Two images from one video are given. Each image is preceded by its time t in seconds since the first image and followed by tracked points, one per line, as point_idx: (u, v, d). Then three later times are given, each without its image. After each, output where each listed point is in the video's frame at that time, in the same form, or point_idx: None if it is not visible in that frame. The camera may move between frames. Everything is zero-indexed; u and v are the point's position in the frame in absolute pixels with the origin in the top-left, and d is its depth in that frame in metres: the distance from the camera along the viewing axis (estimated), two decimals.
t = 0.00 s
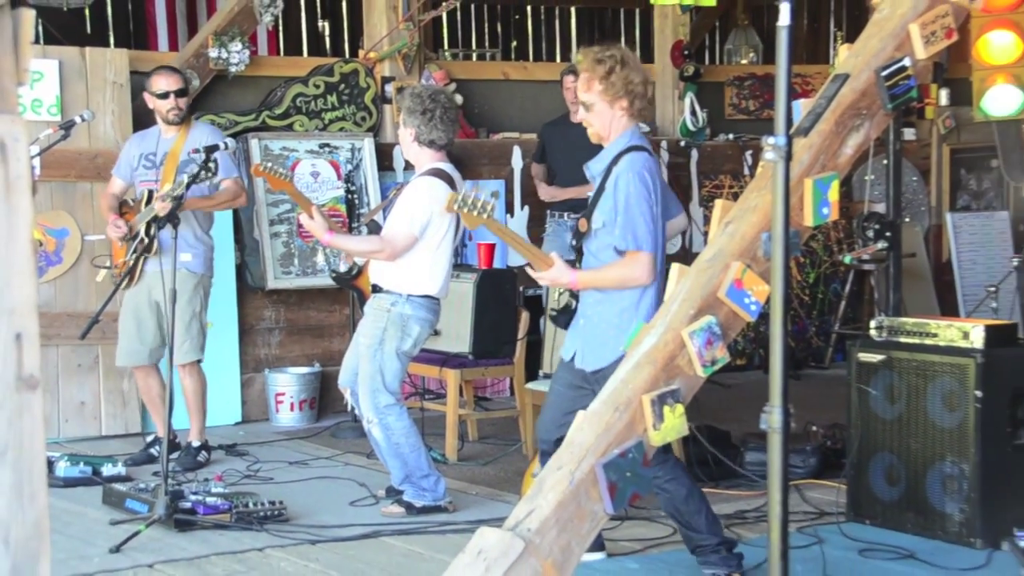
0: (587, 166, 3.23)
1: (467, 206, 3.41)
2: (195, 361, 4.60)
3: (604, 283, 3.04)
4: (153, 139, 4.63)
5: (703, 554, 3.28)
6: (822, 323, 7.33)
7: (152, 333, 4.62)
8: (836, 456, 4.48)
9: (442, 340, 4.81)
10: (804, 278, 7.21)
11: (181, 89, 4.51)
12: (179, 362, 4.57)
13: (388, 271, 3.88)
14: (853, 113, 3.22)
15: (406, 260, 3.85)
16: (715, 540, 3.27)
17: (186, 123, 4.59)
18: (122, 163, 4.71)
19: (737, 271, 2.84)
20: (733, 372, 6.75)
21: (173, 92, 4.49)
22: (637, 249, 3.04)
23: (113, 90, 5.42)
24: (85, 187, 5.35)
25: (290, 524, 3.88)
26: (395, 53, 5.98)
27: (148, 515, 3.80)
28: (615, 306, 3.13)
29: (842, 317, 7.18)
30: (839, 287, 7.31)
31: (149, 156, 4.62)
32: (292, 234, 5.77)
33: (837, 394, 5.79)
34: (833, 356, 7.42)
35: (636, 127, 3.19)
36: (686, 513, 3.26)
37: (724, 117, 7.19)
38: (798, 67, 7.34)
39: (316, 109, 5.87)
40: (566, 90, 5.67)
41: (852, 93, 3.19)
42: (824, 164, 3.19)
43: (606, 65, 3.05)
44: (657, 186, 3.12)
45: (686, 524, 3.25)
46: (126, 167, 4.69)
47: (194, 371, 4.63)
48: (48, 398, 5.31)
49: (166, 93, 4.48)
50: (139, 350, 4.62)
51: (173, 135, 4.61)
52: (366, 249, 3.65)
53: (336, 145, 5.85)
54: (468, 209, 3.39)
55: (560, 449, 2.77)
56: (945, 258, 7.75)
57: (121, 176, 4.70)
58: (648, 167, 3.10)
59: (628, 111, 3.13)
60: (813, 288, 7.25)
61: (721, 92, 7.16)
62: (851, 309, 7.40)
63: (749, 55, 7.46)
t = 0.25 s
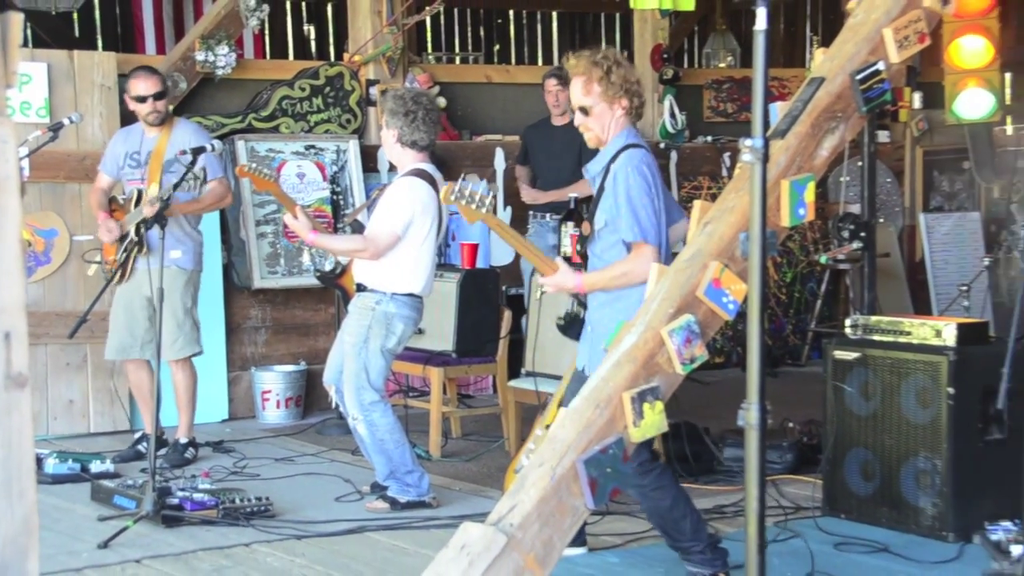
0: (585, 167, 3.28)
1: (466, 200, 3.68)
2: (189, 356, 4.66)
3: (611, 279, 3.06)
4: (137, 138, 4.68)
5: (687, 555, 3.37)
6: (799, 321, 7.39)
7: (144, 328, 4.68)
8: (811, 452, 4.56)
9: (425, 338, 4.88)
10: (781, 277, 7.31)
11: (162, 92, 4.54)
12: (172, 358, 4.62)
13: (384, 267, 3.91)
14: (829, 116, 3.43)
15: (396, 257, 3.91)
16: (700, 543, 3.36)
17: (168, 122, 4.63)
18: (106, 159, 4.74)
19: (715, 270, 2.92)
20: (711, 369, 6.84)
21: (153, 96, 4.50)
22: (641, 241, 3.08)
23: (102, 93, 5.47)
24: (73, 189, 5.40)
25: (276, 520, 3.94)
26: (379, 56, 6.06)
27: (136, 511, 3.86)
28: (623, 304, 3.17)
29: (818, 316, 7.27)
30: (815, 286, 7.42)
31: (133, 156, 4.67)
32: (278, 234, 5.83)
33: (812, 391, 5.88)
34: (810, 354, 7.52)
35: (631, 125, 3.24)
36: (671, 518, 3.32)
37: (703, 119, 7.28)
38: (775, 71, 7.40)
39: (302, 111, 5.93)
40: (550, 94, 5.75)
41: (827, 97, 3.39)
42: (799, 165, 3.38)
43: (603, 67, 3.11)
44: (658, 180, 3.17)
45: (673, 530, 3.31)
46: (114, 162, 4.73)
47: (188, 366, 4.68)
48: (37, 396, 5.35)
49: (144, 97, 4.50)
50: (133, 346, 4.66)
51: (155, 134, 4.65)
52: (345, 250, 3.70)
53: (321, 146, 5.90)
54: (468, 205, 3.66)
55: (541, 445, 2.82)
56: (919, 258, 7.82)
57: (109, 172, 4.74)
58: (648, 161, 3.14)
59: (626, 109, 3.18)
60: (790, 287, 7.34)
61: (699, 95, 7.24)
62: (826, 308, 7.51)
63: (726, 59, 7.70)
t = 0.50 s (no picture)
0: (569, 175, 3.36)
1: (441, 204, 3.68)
2: (172, 356, 4.72)
3: (588, 286, 3.14)
4: (128, 142, 4.76)
5: (665, 549, 3.45)
6: (775, 320, 7.50)
7: (130, 328, 4.74)
8: (786, 448, 4.66)
9: (410, 337, 4.96)
10: (758, 276, 7.41)
11: (146, 101, 4.56)
12: (156, 357, 4.69)
13: (370, 272, 4.00)
14: (805, 119, 3.54)
15: (380, 260, 3.99)
16: (677, 538, 3.43)
17: (157, 129, 4.68)
18: (98, 164, 4.81)
19: (694, 270, 3.02)
20: (689, 366, 6.93)
21: (136, 105, 4.53)
22: (621, 249, 3.17)
23: (92, 95, 5.54)
24: (64, 189, 5.46)
25: (263, 514, 4.02)
26: (365, 60, 6.11)
27: (125, 506, 3.94)
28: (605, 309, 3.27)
29: (794, 315, 7.37)
30: (791, 286, 7.55)
31: (123, 159, 4.75)
32: (265, 234, 5.90)
33: (788, 388, 5.98)
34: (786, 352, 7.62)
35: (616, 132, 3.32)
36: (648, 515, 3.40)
37: (682, 123, 7.44)
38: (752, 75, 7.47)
39: (289, 114, 6.00)
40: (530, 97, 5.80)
41: (803, 101, 3.51)
42: (775, 167, 3.47)
43: (591, 78, 3.18)
44: (639, 189, 3.26)
45: (648, 527, 3.40)
46: (104, 167, 4.79)
47: (171, 366, 4.75)
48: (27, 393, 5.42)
49: (129, 105, 4.54)
50: (117, 345, 4.73)
51: (145, 139, 4.70)
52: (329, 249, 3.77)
53: (307, 148, 5.98)
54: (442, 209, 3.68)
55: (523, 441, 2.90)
56: (892, 258, 7.88)
57: (99, 176, 4.80)
58: (628, 171, 3.24)
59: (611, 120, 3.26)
60: (767, 286, 7.44)
61: (678, 98, 7.42)
62: (802, 307, 7.62)
63: (705, 64, 7.94)
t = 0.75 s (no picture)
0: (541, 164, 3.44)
1: (415, 177, 3.67)
2: (177, 353, 4.86)
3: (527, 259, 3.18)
4: (130, 144, 4.90)
5: (646, 531, 3.59)
6: (755, 318, 7.66)
7: (134, 326, 4.87)
8: (766, 442, 4.83)
9: (403, 335, 5.11)
10: (738, 277, 7.57)
11: (144, 104, 4.71)
12: (161, 354, 4.83)
13: (363, 276, 4.14)
14: (783, 125, 3.71)
15: (372, 265, 4.14)
16: (658, 519, 3.59)
17: (156, 130, 4.82)
18: (103, 167, 4.95)
19: (677, 271, 3.16)
20: (672, 364, 7.08)
21: (135, 109, 4.69)
22: (571, 233, 3.20)
23: (96, 102, 5.68)
24: (68, 193, 5.61)
25: (263, 507, 4.16)
26: (360, 68, 6.27)
27: (129, 499, 4.09)
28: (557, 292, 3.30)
29: (774, 314, 7.53)
30: (770, 285, 7.62)
31: (126, 160, 4.89)
32: (263, 236, 6.04)
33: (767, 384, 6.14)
34: (766, 350, 7.78)
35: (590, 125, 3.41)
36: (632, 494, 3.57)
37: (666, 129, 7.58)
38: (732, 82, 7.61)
39: (286, 120, 6.15)
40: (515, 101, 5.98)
41: (782, 108, 3.68)
42: (755, 171, 3.65)
43: (568, 69, 3.27)
44: (601, 181, 3.31)
45: (632, 503, 3.56)
46: (108, 169, 4.94)
47: (176, 362, 4.89)
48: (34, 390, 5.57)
49: (128, 109, 4.69)
50: (121, 342, 4.85)
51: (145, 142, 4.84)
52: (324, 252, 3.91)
53: (304, 153, 6.12)
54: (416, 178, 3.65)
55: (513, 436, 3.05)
56: (867, 259, 8.04)
57: (104, 177, 4.94)
58: (593, 162, 3.29)
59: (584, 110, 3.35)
60: (747, 287, 7.58)
61: (661, 105, 7.56)
62: (781, 306, 7.77)
63: (685, 73, 8.31)
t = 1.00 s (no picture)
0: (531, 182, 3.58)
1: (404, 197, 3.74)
2: (175, 355, 4.98)
3: (504, 273, 3.34)
4: (134, 153, 5.03)
5: (630, 527, 3.74)
6: (739, 317, 7.80)
7: (136, 327, 5.00)
8: (750, 437, 4.96)
9: (397, 335, 5.23)
10: (722, 277, 7.72)
11: (148, 116, 4.81)
12: (158, 356, 4.96)
13: (356, 274, 4.26)
14: (765, 131, 3.85)
15: (364, 265, 4.26)
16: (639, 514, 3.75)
17: (160, 140, 4.93)
18: (108, 172, 5.07)
19: (663, 272, 3.29)
20: (657, 362, 7.23)
21: (139, 120, 4.80)
22: (547, 252, 3.36)
23: (99, 111, 5.81)
24: (73, 199, 5.73)
25: (261, 502, 4.29)
26: (354, 77, 6.33)
27: (131, 494, 4.22)
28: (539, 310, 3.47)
29: (757, 313, 7.67)
30: (754, 286, 7.82)
31: (130, 169, 5.02)
32: (262, 239, 6.15)
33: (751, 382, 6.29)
34: (749, 348, 7.93)
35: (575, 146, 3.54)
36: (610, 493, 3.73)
37: (652, 135, 7.74)
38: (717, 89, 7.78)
39: (284, 126, 6.28)
40: (501, 111, 6.14)
41: (764, 114, 3.82)
42: (738, 175, 3.78)
43: (552, 95, 3.40)
44: (582, 204, 3.44)
45: (612, 502, 3.72)
46: (112, 176, 5.06)
47: (174, 363, 5.00)
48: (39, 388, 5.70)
49: (131, 120, 4.80)
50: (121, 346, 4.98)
51: (150, 151, 4.98)
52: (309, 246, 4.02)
53: (301, 158, 6.26)
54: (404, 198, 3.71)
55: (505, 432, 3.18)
56: (846, 260, 8.15)
57: (108, 185, 5.06)
58: (575, 185, 3.42)
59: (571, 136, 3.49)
60: (731, 287, 7.74)
61: (648, 112, 7.71)
62: (763, 305, 7.93)
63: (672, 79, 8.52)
